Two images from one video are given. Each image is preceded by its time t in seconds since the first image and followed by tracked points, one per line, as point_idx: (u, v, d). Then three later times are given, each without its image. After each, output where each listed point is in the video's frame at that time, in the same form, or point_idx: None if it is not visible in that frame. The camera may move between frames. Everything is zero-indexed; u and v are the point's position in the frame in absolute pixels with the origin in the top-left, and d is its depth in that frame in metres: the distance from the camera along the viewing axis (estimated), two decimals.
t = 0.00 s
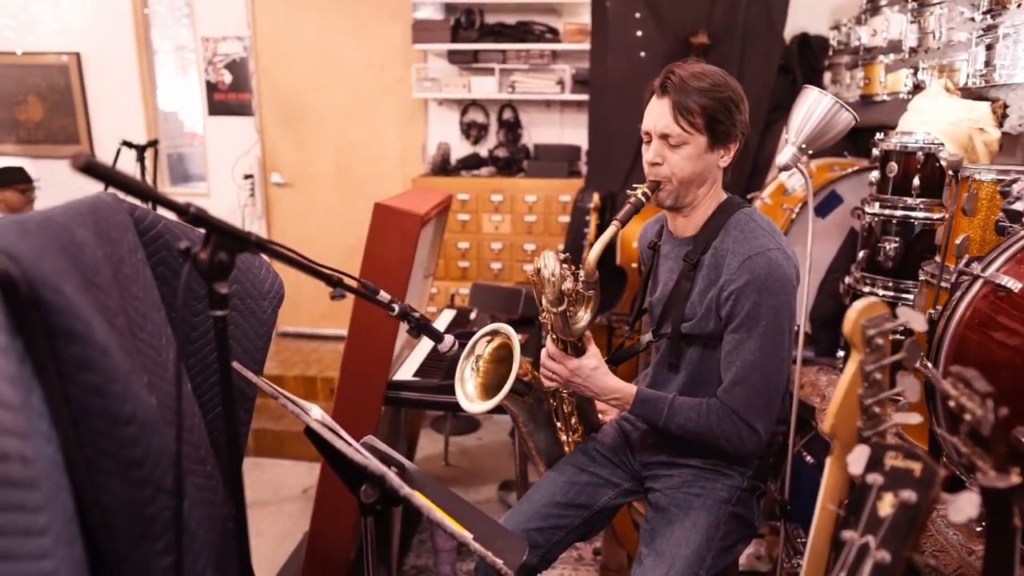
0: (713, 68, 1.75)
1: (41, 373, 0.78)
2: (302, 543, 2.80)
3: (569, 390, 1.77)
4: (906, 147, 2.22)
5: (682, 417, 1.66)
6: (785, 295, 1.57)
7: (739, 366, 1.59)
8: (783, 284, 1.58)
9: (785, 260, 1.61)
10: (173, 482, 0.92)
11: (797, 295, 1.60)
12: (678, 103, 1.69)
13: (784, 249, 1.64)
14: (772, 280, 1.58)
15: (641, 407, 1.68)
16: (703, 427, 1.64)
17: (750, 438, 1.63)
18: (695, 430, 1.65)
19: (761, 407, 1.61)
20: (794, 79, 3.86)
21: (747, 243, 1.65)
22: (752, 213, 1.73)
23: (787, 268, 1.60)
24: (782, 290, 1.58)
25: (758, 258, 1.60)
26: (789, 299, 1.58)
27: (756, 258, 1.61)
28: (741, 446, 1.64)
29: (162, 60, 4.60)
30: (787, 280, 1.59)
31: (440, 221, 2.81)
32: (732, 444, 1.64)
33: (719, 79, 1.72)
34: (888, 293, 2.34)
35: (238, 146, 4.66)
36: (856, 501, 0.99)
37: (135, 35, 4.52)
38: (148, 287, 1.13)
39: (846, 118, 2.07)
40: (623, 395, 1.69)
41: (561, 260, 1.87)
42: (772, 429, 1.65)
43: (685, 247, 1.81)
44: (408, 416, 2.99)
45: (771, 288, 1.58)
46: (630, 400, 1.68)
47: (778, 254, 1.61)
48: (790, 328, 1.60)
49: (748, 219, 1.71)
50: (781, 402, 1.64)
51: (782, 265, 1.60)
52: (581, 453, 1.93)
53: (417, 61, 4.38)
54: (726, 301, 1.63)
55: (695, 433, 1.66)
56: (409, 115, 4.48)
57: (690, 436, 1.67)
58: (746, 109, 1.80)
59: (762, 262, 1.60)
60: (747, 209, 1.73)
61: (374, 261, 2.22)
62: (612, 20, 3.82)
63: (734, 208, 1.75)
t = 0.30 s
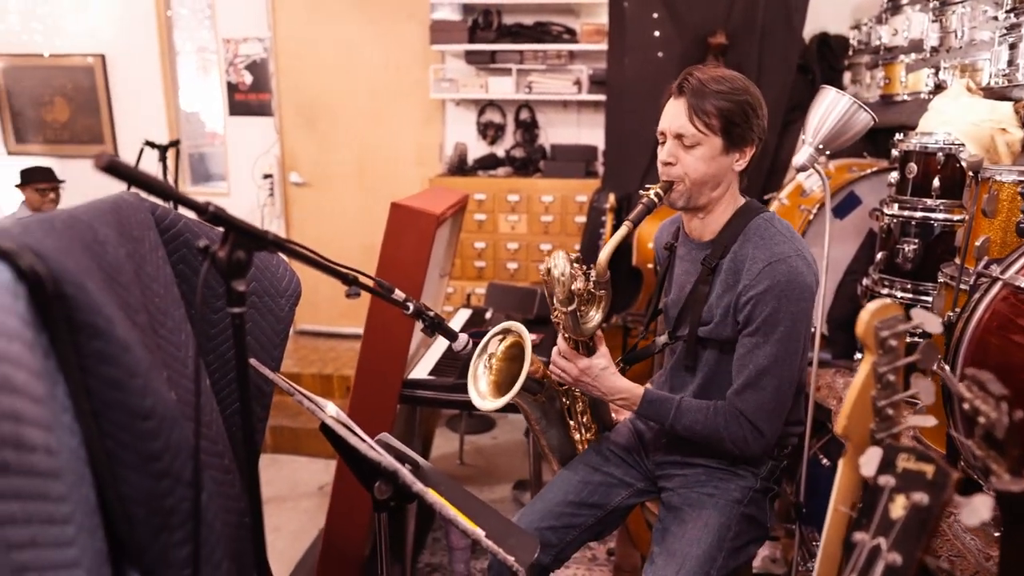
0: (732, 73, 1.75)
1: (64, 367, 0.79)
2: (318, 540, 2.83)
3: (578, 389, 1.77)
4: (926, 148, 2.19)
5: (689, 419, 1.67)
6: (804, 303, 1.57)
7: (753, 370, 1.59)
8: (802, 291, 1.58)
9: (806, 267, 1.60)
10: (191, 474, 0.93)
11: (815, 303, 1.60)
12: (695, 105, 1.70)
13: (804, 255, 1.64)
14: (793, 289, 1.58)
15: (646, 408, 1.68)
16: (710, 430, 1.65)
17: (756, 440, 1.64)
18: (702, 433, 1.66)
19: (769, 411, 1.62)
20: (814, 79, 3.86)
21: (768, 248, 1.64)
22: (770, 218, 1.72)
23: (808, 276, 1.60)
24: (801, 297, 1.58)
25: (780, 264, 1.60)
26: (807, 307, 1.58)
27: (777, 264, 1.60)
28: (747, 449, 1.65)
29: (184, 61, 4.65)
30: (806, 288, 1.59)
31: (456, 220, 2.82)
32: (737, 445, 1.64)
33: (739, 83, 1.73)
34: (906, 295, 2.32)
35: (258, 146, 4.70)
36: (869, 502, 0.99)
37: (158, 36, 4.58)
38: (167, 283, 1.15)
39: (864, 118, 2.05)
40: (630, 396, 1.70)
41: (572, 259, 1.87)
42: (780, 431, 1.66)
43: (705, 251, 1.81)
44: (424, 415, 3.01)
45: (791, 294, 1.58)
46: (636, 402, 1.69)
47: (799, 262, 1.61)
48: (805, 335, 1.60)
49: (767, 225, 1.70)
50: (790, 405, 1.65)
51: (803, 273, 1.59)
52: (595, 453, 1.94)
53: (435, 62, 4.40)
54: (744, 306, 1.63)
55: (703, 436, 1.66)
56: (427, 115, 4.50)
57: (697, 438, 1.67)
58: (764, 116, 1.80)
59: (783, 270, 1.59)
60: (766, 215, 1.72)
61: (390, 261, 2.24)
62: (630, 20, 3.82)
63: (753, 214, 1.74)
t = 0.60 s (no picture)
0: (742, 67, 1.74)
1: (86, 366, 0.81)
2: (334, 538, 2.86)
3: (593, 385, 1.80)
4: (945, 151, 2.17)
5: (711, 403, 1.64)
6: (823, 266, 1.56)
7: (779, 338, 1.57)
8: (821, 254, 1.58)
9: (821, 231, 1.61)
10: (206, 473, 0.95)
11: (835, 268, 1.59)
12: (705, 103, 1.69)
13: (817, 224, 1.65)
14: (810, 249, 1.58)
15: (665, 400, 1.68)
16: (736, 412, 1.61)
17: (787, 416, 1.59)
18: (727, 415, 1.62)
19: (800, 382, 1.57)
20: (832, 81, 3.82)
21: (779, 223, 1.66)
22: (780, 203, 1.73)
23: (825, 238, 1.61)
24: (819, 261, 1.58)
25: (795, 228, 1.61)
26: (828, 267, 1.57)
27: (793, 228, 1.62)
28: (778, 430, 1.60)
29: (205, 62, 4.71)
30: (823, 249, 1.59)
31: (472, 221, 2.84)
32: (767, 425, 1.60)
33: (747, 77, 1.71)
34: (924, 300, 2.30)
35: (277, 146, 4.74)
36: (875, 510, 0.99)
37: (180, 39, 4.65)
38: (185, 284, 1.18)
39: (881, 122, 2.04)
40: (648, 389, 1.71)
41: (587, 255, 1.88)
42: (813, 406, 1.62)
43: (714, 244, 1.81)
44: (438, 415, 3.03)
45: (810, 256, 1.58)
46: (655, 395, 1.69)
47: (814, 227, 1.62)
48: (829, 298, 1.58)
49: (778, 205, 1.72)
50: (820, 380, 1.60)
51: (820, 235, 1.60)
52: (607, 455, 1.94)
53: (452, 64, 4.42)
54: (763, 277, 1.62)
55: (727, 419, 1.63)
56: (444, 116, 4.52)
57: (720, 423, 1.64)
58: (776, 107, 1.79)
59: (799, 232, 1.61)
60: (777, 200, 1.73)
61: (405, 262, 2.26)
62: (647, 22, 3.82)
63: (766, 202, 1.74)
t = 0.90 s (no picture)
0: (750, 76, 1.74)
1: (94, 382, 0.81)
2: (341, 541, 2.87)
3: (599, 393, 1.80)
4: (957, 158, 2.14)
5: (719, 410, 1.63)
6: (833, 270, 1.56)
7: (789, 343, 1.56)
8: (830, 259, 1.57)
9: (830, 237, 1.61)
10: (213, 487, 0.95)
11: (844, 275, 1.59)
12: (712, 110, 1.68)
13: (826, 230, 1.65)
14: (820, 254, 1.58)
15: (674, 407, 1.66)
16: (746, 416, 1.60)
17: (797, 422, 1.57)
18: (737, 419, 1.61)
19: (809, 389, 1.56)
20: (844, 84, 3.80)
21: (787, 228, 1.66)
22: (788, 209, 1.73)
23: (835, 244, 1.60)
24: (828, 266, 1.57)
25: (805, 234, 1.61)
26: (837, 273, 1.57)
27: (803, 234, 1.61)
28: (788, 435, 1.59)
29: (216, 64, 4.73)
30: (833, 256, 1.58)
31: (480, 226, 2.84)
32: (776, 431, 1.59)
33: (756, 85, 1.71)
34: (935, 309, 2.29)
35: (287, 149, 4.76)
36: (885, 530, 0.98)
37: (192, 42, 4.67)
38: (194, 296, 1.19)
39: (892, 129, 2.02)
40: (655, 397, 1.69)
41: (594, 265, 1.88)
42: (824, 413, 1.60)
43: (723, 251, 1.80)
44: (446, 420, 3.03)
45: (819, 261, 1.57)
46: (664, 402, 1.68)
47: (824, 233, 1.61)
48: (838, 304, 1.57)
49: (786, 211, 1.72)
50: (831, 387, 1.59)
51: (830, 240, 1.60)
52: (615, 463, 1.93)
53: (461, 67, 4.42)
54: (771, 283, 1.62)
55: (736, 424, 1.61)
56: (453, 119, 4.52)
57: (728, 429, 1.63)
58: (784, 117, 1.78)
59: (809, 238, 1.60)
60: (786, 206, 1.73)
61: (413, 268, 2.27)
62: (657, 25, 3.81)
63: (773, 207, 1.75)
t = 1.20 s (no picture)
0: (755, 96, 1.74)
1: (98, 400, 0.82)
2: (342, 545, 2.87)
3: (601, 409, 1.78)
4: (958, 165, 2.13)
5: (717, 435, 1.64)
6: (829, 311, 1.56)
7: (782, 382, 1.57)
8: (826, 302, 1.57)
9: (830, 277, 1.59)
10: (218, 500, 0.95)
11: (840, 313, 1.59)
12: (716, 127, 1.69)
13: (826, 265, 1.63)
14: (817, 296, 1.57)
15: (674, 425, 1.67)
16: (740, 445, 1.62)
17: (788, 455, 1.60)
18: (731, 448, 1.63)
19: (801, 423, 1.59)
20: (844, 88, 3.80)
21: (789, 262, 1.63)
22: (790, 234, 1.72)
23: (833, 284, 1.59)
24: (825, 307, 1.57)
25: (803, 272, 1.59)
26: (834, 315, 1.57)
27: (801, 272, 1.59)
28: (778, 463, 1.62)
29: (218, 67, 4.74)
30: (831, 296, 1.58)
31: (482, 231, 2.84)
32: (769, 460, 1.61)
33: (759, 105, 1.71)
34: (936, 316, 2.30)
35: (289, 153, 4.76)
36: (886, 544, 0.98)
37: (193, 45, 4.68)
38: (196, 306, 1.19)
39: (893, 138, 2.03)
40: (658, 413, 1.68)
41: (595, 280, 1.89)
42: (813, 444, 1.63)
43: (722, 270, 1.80)
44: (447, 425, 3.03)
45: (815, 304, 1.57)
46: (664, 419, 1.67)
47: (823, 271, 1.60)
48: (833, 342, 1.58)
49: (785, 238, 1.70)
50: (822, 418, 1.62)
51: (828, 281, 1.58)
52: (615, 471, 1.93)
53: (462, 71, 4.43)
54: (769, 317, 1.61)
55: (731, 452, 1.63)
56: (454, 123, 4.53)
57: (724, 455, 1.65)
58: (786, 137, 1.79)
59: (807, 278, 1.58)
60: (785, 230, 1.72)
61: (415, 275, 2.27)
62: (657, 29, 3.82)
63: (774, 229, 1.74)
